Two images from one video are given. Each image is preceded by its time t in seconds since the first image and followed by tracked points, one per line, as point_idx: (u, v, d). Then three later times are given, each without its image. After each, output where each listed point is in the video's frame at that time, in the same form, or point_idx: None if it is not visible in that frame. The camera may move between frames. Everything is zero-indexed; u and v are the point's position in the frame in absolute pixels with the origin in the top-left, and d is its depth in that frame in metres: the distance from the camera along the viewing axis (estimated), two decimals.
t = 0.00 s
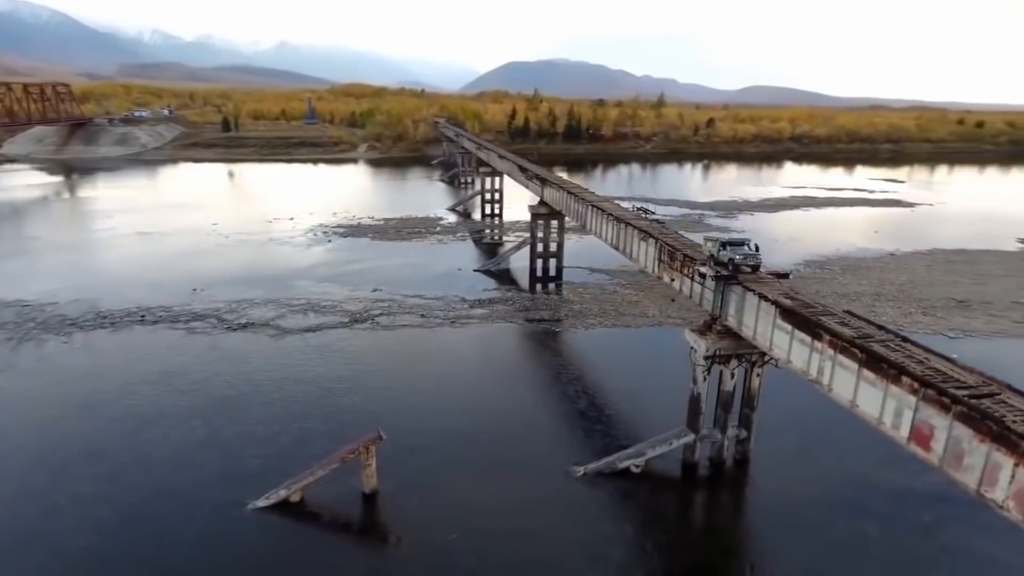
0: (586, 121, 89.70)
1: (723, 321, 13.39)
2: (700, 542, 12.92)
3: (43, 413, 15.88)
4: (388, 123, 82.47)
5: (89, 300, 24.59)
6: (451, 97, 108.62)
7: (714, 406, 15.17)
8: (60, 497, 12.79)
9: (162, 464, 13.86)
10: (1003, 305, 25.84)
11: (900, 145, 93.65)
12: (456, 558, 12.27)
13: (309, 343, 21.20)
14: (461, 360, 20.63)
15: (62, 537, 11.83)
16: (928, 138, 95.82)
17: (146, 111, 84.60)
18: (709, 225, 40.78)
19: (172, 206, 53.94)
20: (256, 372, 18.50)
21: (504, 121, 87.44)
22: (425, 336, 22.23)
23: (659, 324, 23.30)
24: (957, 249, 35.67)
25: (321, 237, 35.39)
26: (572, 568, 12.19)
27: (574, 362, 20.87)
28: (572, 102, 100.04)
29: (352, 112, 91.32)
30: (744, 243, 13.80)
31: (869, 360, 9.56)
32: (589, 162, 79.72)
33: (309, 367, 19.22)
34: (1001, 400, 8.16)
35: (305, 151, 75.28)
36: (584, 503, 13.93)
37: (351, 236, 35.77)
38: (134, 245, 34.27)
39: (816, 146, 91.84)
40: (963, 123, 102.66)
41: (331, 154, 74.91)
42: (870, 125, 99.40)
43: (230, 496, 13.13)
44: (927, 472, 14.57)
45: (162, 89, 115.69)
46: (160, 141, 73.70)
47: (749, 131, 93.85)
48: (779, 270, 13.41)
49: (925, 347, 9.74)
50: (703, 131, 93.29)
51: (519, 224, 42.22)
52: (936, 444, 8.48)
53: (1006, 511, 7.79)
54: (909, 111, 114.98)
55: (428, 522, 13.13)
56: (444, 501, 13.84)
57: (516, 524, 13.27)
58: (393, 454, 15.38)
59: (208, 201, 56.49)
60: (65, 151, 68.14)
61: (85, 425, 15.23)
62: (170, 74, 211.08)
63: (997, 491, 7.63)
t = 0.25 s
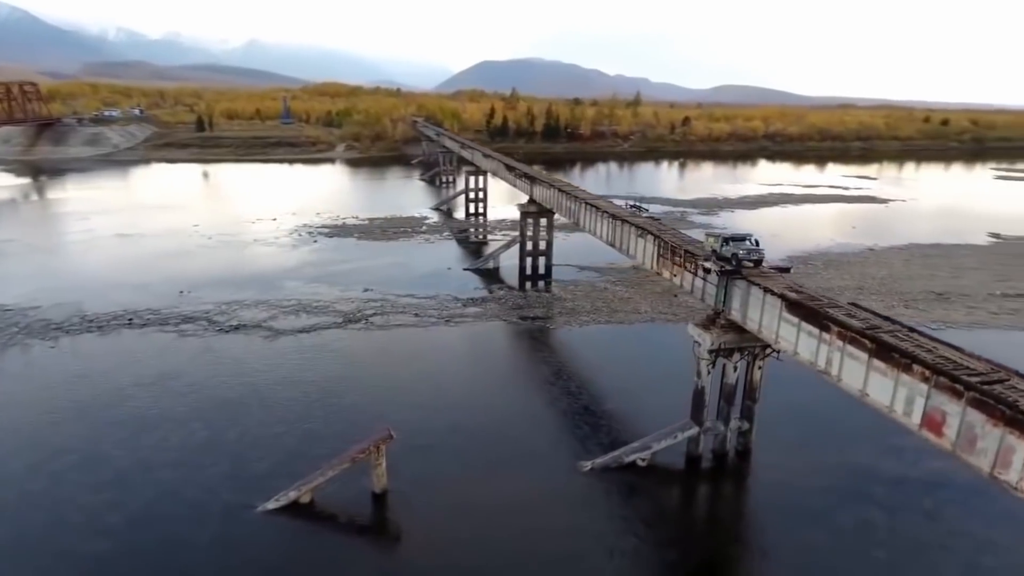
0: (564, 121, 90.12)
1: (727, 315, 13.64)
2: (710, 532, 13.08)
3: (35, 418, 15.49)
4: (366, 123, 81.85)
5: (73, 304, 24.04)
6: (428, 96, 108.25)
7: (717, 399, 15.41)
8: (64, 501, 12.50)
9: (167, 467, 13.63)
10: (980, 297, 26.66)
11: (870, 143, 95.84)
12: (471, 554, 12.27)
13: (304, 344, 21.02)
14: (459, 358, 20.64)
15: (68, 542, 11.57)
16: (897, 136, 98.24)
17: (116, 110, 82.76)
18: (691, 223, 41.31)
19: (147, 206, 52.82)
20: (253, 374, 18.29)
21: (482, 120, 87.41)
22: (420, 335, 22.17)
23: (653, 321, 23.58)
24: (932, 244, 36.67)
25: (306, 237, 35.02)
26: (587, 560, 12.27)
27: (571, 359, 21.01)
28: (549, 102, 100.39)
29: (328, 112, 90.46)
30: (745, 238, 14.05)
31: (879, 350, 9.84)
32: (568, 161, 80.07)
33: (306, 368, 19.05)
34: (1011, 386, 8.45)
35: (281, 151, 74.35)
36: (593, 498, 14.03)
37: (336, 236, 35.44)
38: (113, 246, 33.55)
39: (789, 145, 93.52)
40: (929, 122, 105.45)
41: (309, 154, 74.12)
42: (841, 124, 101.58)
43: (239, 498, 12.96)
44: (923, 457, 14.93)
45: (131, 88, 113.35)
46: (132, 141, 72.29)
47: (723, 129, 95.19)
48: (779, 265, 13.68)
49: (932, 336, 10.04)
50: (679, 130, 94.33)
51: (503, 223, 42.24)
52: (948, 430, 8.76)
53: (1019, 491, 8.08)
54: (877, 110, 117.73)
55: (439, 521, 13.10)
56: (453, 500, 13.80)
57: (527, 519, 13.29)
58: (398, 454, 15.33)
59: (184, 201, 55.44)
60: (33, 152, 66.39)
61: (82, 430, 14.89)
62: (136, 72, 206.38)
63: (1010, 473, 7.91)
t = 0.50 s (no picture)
0: (548, 120, 90.37)
1: (730, 312, 13.85)
2: (718, 525, 13.25)
3: (33, 421, 15.22)
4: (349, 122, 81.31)
5: (61, 307, 23.61)
6: (411, 96, 107.87)
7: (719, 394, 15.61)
8: (70, 506, 12.32)
9: (173, 470, 13.48)
10: (965, 292, 27.25)
11: (849, 142, 97.34)
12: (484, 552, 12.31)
13: (301, 345, 20.88)
14: (458, 357, 20.64)
15: (77, 546, 11.41)
16: (874, 135, 99.86)
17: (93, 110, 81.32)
18: (679, 221, 41.67)
19: (128, 207, 51.96)
20: (252, 376, 18.13)
21: (466, 120, 87.29)
22: (419, 335, 22.13)
23: (649, 319, 23.76)
24: (915, 241, 37.39)
25: (295, 238, 34.74)
26: (599, 555, 12.37)
27: (570, 357, 21.12)
28: (533, 101, 100.57)
29: (310, 112, 89.71)
30: (747, 237, 14.30)
31: (887, 343, 10.08)
32: (553, 160, 80.29)
33: (305, 368, 18.94)
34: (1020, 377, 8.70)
35: (264, 151, 73.60)
36: (601, 494, 14.14)
37: (326, 236, 35.20)
38: (98, 248, 32.99)
39: (770, 144, 94.66)
40: (905, 121, 107.39)
41: (292, 154, 73.46)
42: (820, 123, 103.01)
43: (249, 500, 12.86)
44: (920, 447, 15.28)
45: (108, 88, 111.48)
46: (111, 142, 71.23)
47: (705, 129, 96.11)
48: (781, 262, 13.91)
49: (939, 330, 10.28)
50: (662, 129, 95.01)
51: (492, 223, 42.23)
52: (958, 420, 9.00)
53: None
54: (855, 110, 119.64)
55: (449, 520, 13.10)
56: (461, 499, 13.82)
57: (537, 517, 13.35)
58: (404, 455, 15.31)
59: (166, 202, 54.64)
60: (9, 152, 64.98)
61: (83, 434, 14.67)
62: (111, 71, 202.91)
63: (1021, 461, 8.16)
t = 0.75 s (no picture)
0: (527, 119, 90.57)
1: (732, 307, 14.10)
2: (724, 516, 13.46)
3: (28, 426, 14.87)
4: (328, 122, 80.60)
5: (46, 311, 23.09)
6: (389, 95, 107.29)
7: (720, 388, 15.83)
8: (77, 511, 12.07)
9: (179, 474, 13.28)
10: (944, 285, 28.01)
11: (822, 141, 99.26)
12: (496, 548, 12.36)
13: (296, 346, 20.71)
14: (455, 356, 20.64)
15: (86, 552, 11.19)
16: (847, 133, 101.97)
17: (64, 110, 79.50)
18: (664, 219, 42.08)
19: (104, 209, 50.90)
20: (250, 378, 17.93)
21: (446, 120, 87.08)
22: (414, 334, 22.07)
23: (643, 316, 23.99)
24: (893, 237, 38.27)
25: (282, 239, 34.37)
26: (611, 549, 12.49)
27: (567, 354, 21.22)
28: (512, 100, 100.67)
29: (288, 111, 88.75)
30: (749, 232, 14.50)
31: (893, 335, 10.36)
32: (534, 159, 80.47)
33: (302, 370, 18.79)
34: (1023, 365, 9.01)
35: (241, 151, 72.60)
36: (608, 489, 14.27)
37: (313, 237, 34.89)
38: (79, 251, 32.31)
39: (746, 142, 96.01)
40: (876, 119, 109.85)
41: (270, 154, 72.61)
42: (794, 122, 104.82)
43: (259, 503, 12.73)
44: (916, 436, 15.66)
45: (78, 87, 109.07)
46: (84, 142, 69.89)
47: (683, 128, 97.15)
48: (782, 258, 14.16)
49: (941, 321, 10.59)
50: (641, 128, 95.79)
51: (478, 223, 42.18)
52: (964, 407, 9.30)
53: None
54: (827, 109, 122.04)
55: (459, 518, 13.12)
56: (469, 497, 13.84)
57: (546, 513, 13.42)
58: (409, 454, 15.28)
59: (143, 203, 53.63)
60: None
61: (83, 438, 14.36)
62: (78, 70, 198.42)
63: None
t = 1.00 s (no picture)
0: (503, 118, 90.62)
1: (729, 301, 14.38)
2: (726, 506, 13.70)
3: (17, 433, 14.48)
4: (302, 121, 79.68)
5: (24, 316, 22.49)
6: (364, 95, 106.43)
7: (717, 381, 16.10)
8: (79, 518, 11.80)
9: (182, 478, 13.06)
10: (919, 279, 28.85)
11: (793, 139, 101.19)
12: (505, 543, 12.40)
13: (288, 347, 20.50)
14: (449, 355, 20.64)
15: (90, 559, 10.95)
16: (816, 132, 104.12)
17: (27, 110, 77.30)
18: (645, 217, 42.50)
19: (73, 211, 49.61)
20: (243, 380, 17.69)
21: (422, 119, 86.69)
22: (405, 334, 22.00)
23: (632, 313, 24.23)
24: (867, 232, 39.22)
25: (263, 239, 33.95)
26: (619, 542, 12.62)
27: (560, 351, 21.33)
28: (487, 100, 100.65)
29: (261, 111, 87.52)
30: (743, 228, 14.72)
31: (892, 325, 10.69)
32: (511, 158, 80.52)
33: (296, 371, 18.61)
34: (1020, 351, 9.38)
35: (214, 152, 71.40)
36: (610, 483, 14.42)
37: (295, 237, 34.53)
38: (53, 253, 31.50)
39: (719, 141, 97.39)
40: (844, 118, 112.35)
41: (244, 155, 71.53)
42: (765, 120, 106.64)
43: (266, 505, 12.58)
44: (907, 425, 16.11)
45: (40, 87, 106.15)
46: (49, 143, 68.12)
47: (657, 126, 98.17)
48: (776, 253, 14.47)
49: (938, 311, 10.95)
50: (616, 127, 96.51)
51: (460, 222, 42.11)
52: (964, 394, 9.65)
53: None
54: (796, 108, 124.44)
55: (466, 515, 13.13)
56: (474, 493, 13.84)
57: (551, 509, 13.50)
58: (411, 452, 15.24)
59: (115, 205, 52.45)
60: None
61: (79, 444, 14.04)
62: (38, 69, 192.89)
63: None
